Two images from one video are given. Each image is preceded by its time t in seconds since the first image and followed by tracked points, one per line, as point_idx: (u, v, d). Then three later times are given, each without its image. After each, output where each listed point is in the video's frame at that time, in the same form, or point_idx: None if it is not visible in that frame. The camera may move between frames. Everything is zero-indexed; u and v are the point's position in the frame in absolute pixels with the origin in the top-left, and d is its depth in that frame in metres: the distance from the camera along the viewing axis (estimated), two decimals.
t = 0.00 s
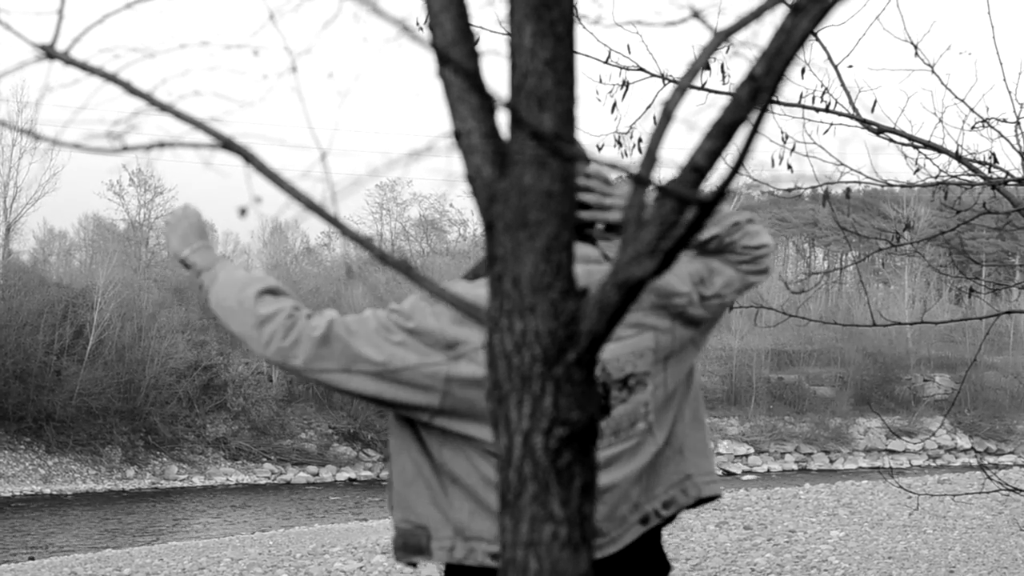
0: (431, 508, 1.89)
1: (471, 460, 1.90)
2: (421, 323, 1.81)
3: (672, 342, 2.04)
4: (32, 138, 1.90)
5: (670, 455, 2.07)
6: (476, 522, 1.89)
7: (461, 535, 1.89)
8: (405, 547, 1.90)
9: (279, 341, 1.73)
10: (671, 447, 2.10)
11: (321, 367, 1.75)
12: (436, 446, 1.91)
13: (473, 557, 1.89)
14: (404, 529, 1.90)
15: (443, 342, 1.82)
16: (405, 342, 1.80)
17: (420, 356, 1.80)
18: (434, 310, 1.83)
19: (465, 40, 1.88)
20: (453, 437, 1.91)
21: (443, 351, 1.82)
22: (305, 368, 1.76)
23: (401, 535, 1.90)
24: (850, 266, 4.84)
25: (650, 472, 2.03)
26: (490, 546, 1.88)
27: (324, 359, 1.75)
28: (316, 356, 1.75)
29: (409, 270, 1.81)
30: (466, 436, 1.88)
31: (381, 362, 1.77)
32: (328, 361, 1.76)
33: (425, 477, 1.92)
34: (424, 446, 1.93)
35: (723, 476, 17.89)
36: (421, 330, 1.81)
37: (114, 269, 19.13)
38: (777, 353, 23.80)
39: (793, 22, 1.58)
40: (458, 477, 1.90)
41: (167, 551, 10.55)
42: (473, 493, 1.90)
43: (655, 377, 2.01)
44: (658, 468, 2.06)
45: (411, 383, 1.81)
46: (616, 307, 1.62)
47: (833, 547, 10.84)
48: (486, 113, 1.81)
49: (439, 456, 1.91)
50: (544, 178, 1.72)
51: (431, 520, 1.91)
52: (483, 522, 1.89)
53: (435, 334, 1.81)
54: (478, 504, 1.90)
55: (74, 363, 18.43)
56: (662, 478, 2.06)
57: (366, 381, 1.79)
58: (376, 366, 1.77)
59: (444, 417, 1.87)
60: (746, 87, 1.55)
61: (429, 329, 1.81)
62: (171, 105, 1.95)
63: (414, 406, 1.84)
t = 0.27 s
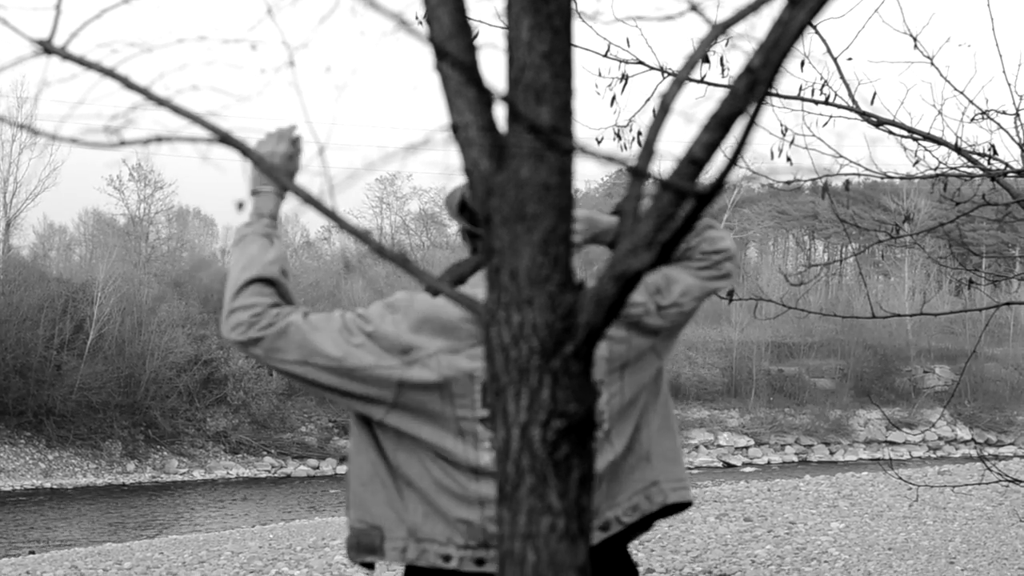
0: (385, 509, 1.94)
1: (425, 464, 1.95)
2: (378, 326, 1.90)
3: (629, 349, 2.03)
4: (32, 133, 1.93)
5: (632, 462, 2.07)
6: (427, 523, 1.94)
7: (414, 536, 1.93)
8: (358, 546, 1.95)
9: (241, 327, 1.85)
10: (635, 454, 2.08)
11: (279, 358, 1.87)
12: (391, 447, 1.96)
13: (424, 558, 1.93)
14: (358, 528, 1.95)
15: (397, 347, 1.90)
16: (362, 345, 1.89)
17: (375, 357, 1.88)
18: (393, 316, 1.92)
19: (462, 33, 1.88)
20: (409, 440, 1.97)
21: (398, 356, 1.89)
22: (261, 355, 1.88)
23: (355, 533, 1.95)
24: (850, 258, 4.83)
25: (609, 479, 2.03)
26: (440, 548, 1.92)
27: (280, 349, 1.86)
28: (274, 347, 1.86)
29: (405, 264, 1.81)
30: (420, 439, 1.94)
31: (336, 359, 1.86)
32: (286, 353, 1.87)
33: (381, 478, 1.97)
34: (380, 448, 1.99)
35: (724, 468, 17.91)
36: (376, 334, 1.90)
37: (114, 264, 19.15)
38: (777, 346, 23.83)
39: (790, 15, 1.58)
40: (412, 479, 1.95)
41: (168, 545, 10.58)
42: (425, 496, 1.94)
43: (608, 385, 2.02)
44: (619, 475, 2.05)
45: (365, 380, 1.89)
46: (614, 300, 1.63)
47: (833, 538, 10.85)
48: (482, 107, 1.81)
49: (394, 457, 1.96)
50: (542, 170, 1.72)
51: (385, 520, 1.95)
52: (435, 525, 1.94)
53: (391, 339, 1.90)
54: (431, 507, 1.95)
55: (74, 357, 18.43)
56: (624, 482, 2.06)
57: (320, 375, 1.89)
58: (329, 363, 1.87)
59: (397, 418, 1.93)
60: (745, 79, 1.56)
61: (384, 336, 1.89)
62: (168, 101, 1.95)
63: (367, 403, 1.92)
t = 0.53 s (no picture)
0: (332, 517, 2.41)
1: (371, 476, 2.40)
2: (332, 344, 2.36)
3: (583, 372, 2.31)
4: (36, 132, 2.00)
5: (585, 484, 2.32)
6: (369, 533, 2.39)
7: (356, 545, 2.39)
8: (302, 550, 2.38)
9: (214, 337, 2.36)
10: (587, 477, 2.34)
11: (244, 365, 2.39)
12: (342, 458, 2.44)
13: (366, 565, 2.38)
14: (304, 533, 2.39)
15: (342, 362, 2.34)
16: (310, 358, 2.36)
17: (324, 372, 2.34)
18: (345, 336, 2.37)
19: (461, 29, 1.87)
20: (356, 453, 2.43)
21: (341, 371, 2.34)
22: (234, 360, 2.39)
23: (301, 539, 2.39)
24: (850, 255, 4.81)
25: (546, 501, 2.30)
26: (382, 558, 2.36)
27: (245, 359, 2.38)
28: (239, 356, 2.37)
29: (405, 261, 1.83)
30: (365, 449, 2.39)
31: (285, 369, 2.35)
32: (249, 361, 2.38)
33: (331, 485, 2.44)
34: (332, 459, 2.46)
35: (725, 467, 17.89)
36: (327, 349, 2.37)
37: (114, 262, 19.10)
38: (778, 343, 23.80)
39: (789, 9, 1.58)
40: (358, 489, 2.42)
41: (168, 544, 10.58)
42: (370, 505, 2.40)
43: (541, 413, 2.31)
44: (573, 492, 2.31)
45: (314, 389, 2.37)
46: (613, 298, 1.62)
47: (834, 538, 10.84)
48: (481, 104, 1.81)
49: (344, 468, 2.44)
50: (540, 167, 1.72)
51: (330, 528, 2.41)
52: (377, 536, 2.39)
53: (339, 355, 2.35)
54: (374, 517, 2.40)
55: (75, 356, 18.40)
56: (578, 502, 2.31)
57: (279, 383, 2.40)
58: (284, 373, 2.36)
59: (343, 426, 2.39)
60: (743, 75, 1.55)
61: (332, 354, 2.35)
62: (167, 96, 1.96)
63: (319, 411, 2.40)
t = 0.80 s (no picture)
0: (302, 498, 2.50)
1: (335, 454, 2.50)
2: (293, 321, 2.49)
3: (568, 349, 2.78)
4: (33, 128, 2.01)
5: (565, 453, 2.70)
6: (336, 512, 2.48)
7: (326, 524, 2.48)
8: (283, 529, 2.51)
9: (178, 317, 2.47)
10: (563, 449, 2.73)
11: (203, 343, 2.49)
12: (308, 438, 2.53)
13: (336, 544, 2.48)
14: (281, 515, 2.51)
15: (302, 338, 2.47)
16: (270, 335, 2.47)
17: (283, 349, 2.46)
18: (306, 315, 2.51)
19: (458, 25, 1.87)
20: (320, 433, 2.52)
21: (300, 346, 2.46)
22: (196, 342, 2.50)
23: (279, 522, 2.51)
24: (850, 250, 4.80)
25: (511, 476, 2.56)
26: (349, 536, 2.46)
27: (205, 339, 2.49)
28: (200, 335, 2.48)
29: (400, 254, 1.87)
30: (327, 427, 2.49)
31: (246, 349, 2.46)
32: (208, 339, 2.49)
33: (300, 469, 2.52)
34: (299, 440, 2.55)
35: (723, 461, 17.93)
36: (287, 326, 2.49)
37: (113, 258, 19.09)
38: (777, 338, 23.79)
39: (786, 6, 1.58)
40: (323, 468, 2.51)
41: (168, 539, 10.59)
42: (335, 484, 2.49)
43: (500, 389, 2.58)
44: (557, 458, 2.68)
45: (276, 366, 2.47)
46: (612, 292, 1.62)
47: (832, 531, 10.86)
48: (479, 99, 1.81)
49: (309, 448, 2.52)
50: (538, 162, 1.72)
51: (303, 508, 2.50)
52: (344, 514, 2.48)
53: (299, 331, 2.47)
54: (340, 496, 2.49)
55: (74, 351, 18.44)
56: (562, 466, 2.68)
57: (244, 364, 2.50)
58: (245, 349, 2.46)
59: (306, 405, 2.49)
60: (741, 69, 1.55)
61: (292, 330, 2.47)
62: (165, 93, 1.97)
63: (283, 390, 2.48)
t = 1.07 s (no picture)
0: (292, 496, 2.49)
1: (324, 449, 2.49)
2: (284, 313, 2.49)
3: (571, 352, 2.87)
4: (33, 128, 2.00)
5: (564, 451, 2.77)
6: (326, 509, 2.47)
7: (317, 521, 2.48)
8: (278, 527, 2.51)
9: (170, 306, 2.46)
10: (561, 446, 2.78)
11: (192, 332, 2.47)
12: (296, 435, 2.51)
13: (327, 542, 2.47)
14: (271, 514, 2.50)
15: (293, 330, 2.47)
16: (262, 327, 2.46)
17: (275, 340, 2.45)
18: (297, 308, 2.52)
19: (460, 25, 1.87)
20: (309, 430, 2.51)
21: (290, 338, 2.46)
22: (186, 330, 2.48)
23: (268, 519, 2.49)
24: (852, 252, 4.79)
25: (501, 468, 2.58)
26: (340, 533, 2.46)
27: (194, 328, 2.47)
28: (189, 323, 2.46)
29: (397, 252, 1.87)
30: (317, 420, 2.48)
31: (237, 338, 2.44)
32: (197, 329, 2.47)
33: (289, 465, 2.51)
34: (288, 436, 2.53)
35: (725, 465, 17.90)
36: (277, 317, 2.49)
37: (114, 260, 19.10)
38: (778, 340, 23.76)
39: (789, 7, 1.58)
40: (312, 466, 2.49)
41: (169, 542, 10.57)
42: (324, 481, 2.48)
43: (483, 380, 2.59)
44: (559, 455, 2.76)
45: (265, 357, 2.47)
46: (613, 294, 1.61)
47: (834, 535, 10.84)
48: (481, 100, 1.81)
49: (298, 445, 2.51)
50: (540, 164, 1.72)
51: (293, 505, 2.50)
52: (334, 511, 2.47)
53: (291, 323, 2.47)
54: (330, 494, 2.48)
55: (76, 353, 18.44)
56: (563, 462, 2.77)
57: (232, 356, 2.48)
58: (235, 340, 2.45)
59: (296, 399, 2.48)
60: (743, 71, 1.55)
61: (284, 323, 2.47)
62: (167, 93, 1.96)
63: (272, 384, 2.48)
